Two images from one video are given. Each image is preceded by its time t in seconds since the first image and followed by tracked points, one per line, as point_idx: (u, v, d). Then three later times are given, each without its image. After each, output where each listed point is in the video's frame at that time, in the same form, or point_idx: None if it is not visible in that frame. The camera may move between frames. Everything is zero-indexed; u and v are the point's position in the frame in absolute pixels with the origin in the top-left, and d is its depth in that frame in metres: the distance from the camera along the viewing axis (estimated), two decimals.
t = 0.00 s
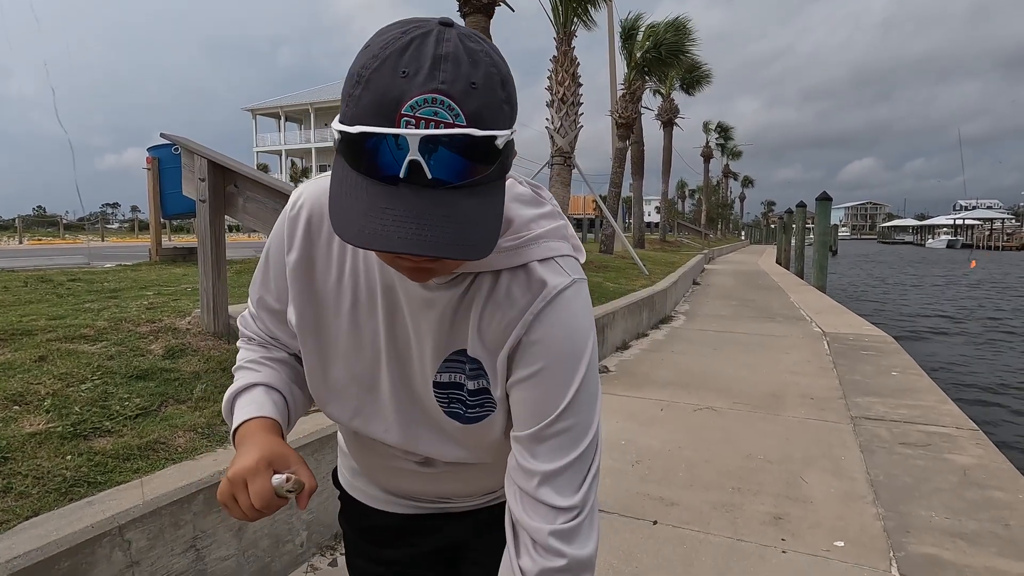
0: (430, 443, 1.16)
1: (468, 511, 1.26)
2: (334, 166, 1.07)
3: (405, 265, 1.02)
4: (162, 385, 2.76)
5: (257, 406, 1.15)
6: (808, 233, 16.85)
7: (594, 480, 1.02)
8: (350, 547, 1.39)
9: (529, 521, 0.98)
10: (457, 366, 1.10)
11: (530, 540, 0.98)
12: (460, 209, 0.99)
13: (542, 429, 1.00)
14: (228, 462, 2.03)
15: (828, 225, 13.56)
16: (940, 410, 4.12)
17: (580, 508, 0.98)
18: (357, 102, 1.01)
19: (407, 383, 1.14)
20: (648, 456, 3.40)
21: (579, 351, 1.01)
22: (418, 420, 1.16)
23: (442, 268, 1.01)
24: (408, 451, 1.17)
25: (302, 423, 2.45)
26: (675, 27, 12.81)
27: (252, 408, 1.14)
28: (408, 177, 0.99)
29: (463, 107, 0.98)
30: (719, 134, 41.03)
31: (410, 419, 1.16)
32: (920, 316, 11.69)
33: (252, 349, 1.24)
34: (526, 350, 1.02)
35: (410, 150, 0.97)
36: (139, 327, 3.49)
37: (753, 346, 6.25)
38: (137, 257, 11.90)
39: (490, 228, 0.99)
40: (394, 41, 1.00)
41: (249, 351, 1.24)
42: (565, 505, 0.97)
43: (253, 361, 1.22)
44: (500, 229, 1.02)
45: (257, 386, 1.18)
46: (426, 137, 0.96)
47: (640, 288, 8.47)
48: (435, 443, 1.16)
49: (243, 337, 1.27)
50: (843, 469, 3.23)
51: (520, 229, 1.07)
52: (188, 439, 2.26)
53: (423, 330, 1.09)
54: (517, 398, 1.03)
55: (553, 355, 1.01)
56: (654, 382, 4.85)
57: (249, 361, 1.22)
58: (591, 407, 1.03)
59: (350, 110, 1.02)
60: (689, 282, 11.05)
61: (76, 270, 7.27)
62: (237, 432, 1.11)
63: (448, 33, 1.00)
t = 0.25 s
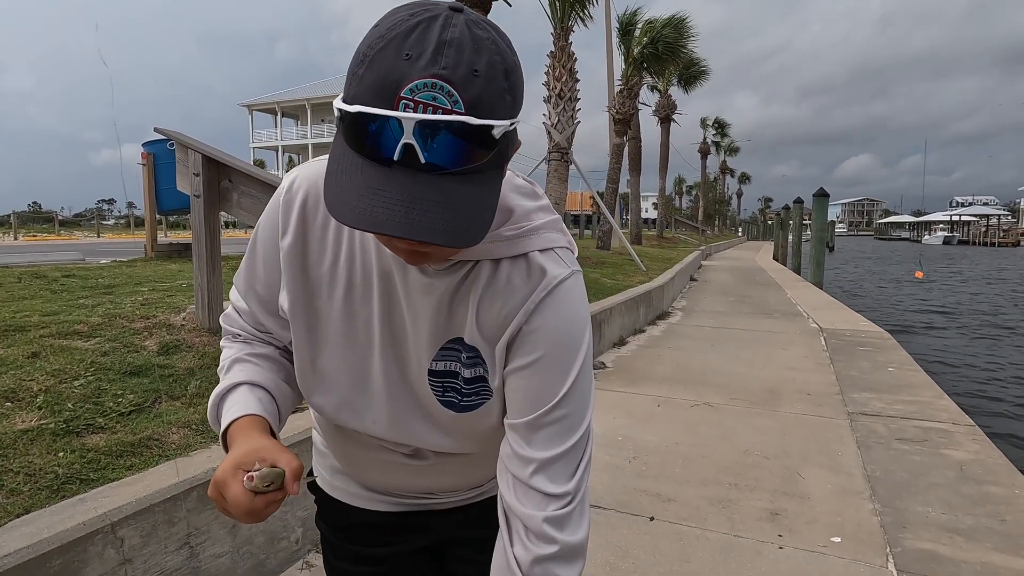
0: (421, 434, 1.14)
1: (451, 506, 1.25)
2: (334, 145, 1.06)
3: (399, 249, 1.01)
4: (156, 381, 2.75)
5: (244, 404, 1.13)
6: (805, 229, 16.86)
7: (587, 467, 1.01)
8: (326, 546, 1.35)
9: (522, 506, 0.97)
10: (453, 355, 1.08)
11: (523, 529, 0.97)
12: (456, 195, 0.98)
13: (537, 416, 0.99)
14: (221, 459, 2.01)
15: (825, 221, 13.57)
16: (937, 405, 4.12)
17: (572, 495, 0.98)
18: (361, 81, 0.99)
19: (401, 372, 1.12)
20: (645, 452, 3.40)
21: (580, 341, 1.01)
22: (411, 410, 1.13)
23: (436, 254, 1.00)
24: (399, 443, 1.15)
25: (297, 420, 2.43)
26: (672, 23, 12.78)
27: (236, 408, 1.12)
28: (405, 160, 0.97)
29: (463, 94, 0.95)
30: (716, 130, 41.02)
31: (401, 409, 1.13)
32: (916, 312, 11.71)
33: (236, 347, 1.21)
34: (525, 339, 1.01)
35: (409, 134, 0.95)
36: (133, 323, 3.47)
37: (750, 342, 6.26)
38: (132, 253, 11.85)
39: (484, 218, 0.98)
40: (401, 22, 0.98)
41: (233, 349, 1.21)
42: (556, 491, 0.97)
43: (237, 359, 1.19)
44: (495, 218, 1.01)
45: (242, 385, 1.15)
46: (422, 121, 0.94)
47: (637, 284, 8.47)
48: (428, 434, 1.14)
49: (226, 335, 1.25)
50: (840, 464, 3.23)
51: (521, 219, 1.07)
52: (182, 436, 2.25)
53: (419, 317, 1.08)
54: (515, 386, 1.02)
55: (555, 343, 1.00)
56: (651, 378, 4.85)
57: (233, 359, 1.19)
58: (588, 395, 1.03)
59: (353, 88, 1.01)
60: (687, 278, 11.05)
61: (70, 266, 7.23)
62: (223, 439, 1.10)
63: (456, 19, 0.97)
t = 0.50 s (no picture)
0: (420, 427, 1.12)
1: (438, 505, 1.23)
2: (346, 121, 1.04)
3: (405, 228, 0.99)
4: (153, 378, 2.73)
5: (235, 404, 1.06)
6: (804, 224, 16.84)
7: (592, 455, 1.01)
8: (298, 553, 1.31)
9: (530, 493, 0.96)
10: (457, 346, 1.06)
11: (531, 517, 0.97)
12: (464, 173, 0.96)
13: (547, 405, 0.99)
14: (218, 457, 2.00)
15: (824, 217, 13.55)
16: (936, 402, 4.12)
17: (580, 481, 0.98)
18: (376, 55, 0.97)
19: (401, 364, 1.09)
20: (645, 449, 3.39)
21: (586, 331, 1.03)
22: (411, 403, 1.10)
23: (442, 236, 0.99)
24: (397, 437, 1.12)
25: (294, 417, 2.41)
26: (672, 17, 12.72)
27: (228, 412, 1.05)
28: (415, 135, 0.96)
29: (477, 73, 0.95)
30: (715, 125, 40.95)
31: (399, 402, 1.10)
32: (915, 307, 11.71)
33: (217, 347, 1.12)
34: (535, 331, 1.01)
35: (421, 109, 0.94)
36: (130, 320, 3.45)
37: (749, 337, 6.25)
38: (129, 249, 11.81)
39: (492, 199, 0.97)
40: None
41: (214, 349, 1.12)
42: (565, 478, 0.96)
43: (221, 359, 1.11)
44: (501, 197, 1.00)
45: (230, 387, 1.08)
46: (435, 95, 0.92)
47: (636, 279, 8.46)
48: (427, 427, 1.12)
49: (204, 332, 1.15)
50: (840, 460, 3.22)
51: (527, 210, 1.08)
52: (179, 433, 2.23)
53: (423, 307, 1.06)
54: (524, 376, 1.01)
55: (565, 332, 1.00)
56: (651, 374, 4.84)
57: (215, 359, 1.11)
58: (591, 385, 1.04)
59: (367, 62, 0.98)
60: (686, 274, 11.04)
61: (67, 262, 7.20)
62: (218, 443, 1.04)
63: None
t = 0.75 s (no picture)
0: (437, 409, 1.10)
1: (446, 499, 1.22)
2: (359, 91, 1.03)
3: (422, 197, 0.97)
4: (155, 375, 2.70)
5: (230, 390, 0.96)
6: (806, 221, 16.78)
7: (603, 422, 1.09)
8: (292, 560, 1.26)
9: (558, 460, 1.01)
10: (476, 323, 1.05)
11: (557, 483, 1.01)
12: (485, 132, 0.95)
13: (567, 375, 1.04)
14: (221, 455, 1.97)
15: (827, 213, 13.50)
16: (943, 399, 4.09)
17: (597, 448, 1.05)
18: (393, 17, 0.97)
19: (419, 344, 1.06)
20: (650, 447, 3.36)
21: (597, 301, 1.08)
22: (427, 384, 1.08)
23: (458, 203, 0.97)
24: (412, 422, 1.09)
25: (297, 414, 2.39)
26: (675, 13, 12.64)
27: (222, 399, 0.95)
28: (435, 94, 0.95)
29: (499, 32, 0.95)
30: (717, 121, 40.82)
31: (417, 384, 1.07)
32: (919, 304, 11.66)
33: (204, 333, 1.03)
34: (551, 305, 1.05)
35: (442, 65, 0.94)
36: (132, 316, 3.42)
37: (753, 334, 6.22)
38: (131, 244, 11.79)
39: (514, 158, 0.97)
40: None
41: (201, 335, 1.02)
42: (588, 443, 1.03)
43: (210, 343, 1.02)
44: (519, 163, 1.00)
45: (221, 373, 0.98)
46: (458, 52, 0.93)
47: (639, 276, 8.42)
48: (443, 409, 1.10)
49: (186, 320, 1.06)
50: (846, 458, 3.19)
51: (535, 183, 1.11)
52: (181, 431, 2.21)
53: (439, 284, 1.05)
54: (543, 350, 1.05)
55: (579, 302, 1.06)
56: (655, 371, 4.81)
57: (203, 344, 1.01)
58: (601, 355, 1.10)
59: (384, 24, 0.98)
60: (688, 270, 11.00)
61: (68, 258, 7.17)
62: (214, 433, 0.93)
63: None
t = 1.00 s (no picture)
0: (491, 366, 1.02)
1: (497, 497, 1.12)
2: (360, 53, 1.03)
3: (436, 133, 0.93)
4: (158, 376, 2.67)
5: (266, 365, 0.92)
6: (811, 220, 16.70)
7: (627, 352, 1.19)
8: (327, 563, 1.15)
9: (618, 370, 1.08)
10: (520, 260, 1.02)
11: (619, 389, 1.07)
12: (493, 53, 0.93)
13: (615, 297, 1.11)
14: (224, 458, 1.94)
15: (832, 213, 13.42)
16: (953, 401, 4.04)
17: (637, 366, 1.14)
18: None
19: (469, 291, 0.99)
20: (657, 449, 3.32)
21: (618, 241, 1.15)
22: (477, 337, 1.00)
23: (472, 136, 0.94)
24: (467, 382, 1.00)
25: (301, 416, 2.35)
26: (679, 11, 12.56)
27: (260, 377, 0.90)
28: (439, 19, 0.94)
29: None
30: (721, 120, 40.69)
31: (469, 333, 0.99)
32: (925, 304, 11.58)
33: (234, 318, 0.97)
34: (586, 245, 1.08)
35: None
36: (135, 316, 3.39)
37: (759, 334, 6.17)
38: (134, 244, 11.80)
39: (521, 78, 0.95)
40: None
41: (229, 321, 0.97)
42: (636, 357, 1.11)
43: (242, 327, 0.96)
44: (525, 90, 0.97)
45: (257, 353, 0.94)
46: None
47: (644, 276, 8.37)
48: (497, 365, 1.02)
49: (217, 308, 0.99)
50: (857, 461, 3.15)
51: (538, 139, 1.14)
52: (184, 433, 2.18)
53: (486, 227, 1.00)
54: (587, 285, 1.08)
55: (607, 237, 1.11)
56: (661, 372, 4.76)
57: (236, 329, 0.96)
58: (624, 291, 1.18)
59: None
60: (692, 270, 10.95)
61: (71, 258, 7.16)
62: (253, 395, 0.88)
63: None
